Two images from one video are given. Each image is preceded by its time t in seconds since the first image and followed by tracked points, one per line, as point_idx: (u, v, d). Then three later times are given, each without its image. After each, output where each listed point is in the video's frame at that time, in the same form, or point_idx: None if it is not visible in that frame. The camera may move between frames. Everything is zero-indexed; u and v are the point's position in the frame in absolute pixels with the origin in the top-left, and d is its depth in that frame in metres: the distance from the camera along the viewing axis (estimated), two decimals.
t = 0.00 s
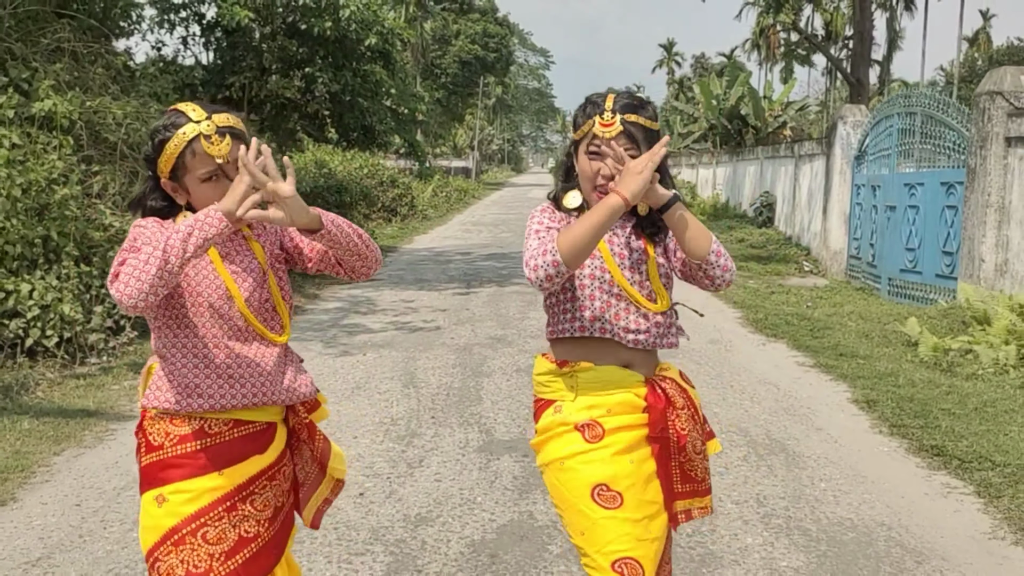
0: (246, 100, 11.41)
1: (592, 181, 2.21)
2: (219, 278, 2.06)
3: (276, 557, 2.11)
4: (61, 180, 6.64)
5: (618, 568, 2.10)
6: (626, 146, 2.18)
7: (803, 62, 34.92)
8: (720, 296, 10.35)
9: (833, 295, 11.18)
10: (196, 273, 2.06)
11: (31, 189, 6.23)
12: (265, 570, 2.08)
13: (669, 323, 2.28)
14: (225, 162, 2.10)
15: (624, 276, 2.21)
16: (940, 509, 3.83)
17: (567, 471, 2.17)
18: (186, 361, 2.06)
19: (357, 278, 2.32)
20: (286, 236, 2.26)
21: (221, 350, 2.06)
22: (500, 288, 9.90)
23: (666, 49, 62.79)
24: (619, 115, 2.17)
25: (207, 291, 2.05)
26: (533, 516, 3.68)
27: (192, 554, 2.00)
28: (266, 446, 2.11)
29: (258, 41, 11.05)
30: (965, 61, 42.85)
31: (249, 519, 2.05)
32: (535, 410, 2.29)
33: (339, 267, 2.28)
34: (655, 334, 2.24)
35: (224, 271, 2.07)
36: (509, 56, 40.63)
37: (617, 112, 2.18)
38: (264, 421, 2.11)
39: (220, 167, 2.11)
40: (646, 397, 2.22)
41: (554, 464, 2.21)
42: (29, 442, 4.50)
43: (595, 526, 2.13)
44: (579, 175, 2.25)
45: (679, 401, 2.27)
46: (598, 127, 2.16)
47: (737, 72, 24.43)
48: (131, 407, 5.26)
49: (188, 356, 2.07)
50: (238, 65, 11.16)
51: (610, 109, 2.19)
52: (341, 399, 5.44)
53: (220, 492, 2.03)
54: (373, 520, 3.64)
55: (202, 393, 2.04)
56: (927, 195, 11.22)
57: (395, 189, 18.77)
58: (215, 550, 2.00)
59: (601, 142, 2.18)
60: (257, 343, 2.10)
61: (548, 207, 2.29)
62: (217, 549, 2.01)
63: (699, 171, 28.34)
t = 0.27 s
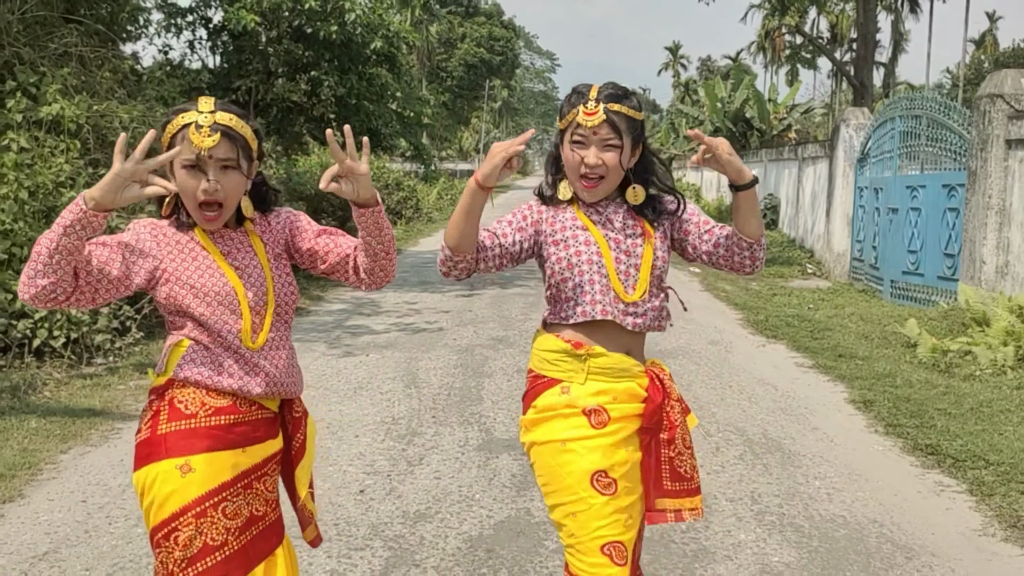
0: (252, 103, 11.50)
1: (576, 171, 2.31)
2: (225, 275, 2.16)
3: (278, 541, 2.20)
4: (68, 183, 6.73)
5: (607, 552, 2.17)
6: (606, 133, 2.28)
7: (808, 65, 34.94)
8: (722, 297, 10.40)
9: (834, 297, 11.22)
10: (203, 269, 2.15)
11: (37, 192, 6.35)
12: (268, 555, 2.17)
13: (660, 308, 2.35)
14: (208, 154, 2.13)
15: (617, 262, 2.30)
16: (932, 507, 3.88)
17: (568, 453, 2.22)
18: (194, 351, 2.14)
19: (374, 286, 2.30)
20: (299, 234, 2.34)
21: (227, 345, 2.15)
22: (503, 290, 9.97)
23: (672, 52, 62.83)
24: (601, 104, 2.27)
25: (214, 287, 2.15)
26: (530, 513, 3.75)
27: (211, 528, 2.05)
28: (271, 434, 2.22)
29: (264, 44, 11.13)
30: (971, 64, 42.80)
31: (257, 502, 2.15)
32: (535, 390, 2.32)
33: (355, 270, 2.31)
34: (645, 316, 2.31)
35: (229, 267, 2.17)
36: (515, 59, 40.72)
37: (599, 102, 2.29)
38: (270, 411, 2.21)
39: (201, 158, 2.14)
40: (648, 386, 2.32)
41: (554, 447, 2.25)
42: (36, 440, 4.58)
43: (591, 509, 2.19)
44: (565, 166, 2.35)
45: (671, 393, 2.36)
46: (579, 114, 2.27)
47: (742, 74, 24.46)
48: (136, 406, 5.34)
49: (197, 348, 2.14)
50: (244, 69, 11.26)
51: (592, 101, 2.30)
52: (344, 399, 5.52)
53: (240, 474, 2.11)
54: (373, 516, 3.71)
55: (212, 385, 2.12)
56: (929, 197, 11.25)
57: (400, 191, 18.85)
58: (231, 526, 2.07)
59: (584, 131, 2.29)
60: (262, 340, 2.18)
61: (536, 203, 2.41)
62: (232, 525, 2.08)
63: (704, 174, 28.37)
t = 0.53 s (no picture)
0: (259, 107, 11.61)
1: (573, 188, 2.38)
2: (222, 281, 2.23)
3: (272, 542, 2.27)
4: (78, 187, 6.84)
5: (602, 555, 2.24)
6: (599, 151, 2.35)
7: (815, 65, 34.96)
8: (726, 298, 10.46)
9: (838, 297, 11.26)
10: (203, 275, 2.23)
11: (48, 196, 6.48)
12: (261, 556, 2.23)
13: (634, 332, 2.44)
14: (228, 157, 2.23)
15: (599, 281, 2.39)
16: (928, 502, 3.94)
17: (552, 471, 2.33)
18: (188, 359, 2.22)
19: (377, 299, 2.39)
20: (307, 246, 2.40)
21: (221, 351, 2.21)
22: (508, 291, 10.05)
23: (679, 53, 62.88)
24: (594, 127, 2.34)
25: (208, 297, 2.22)
26: (530, 508, 3.83)
27: (195, 537, 2.15)
28: (263, 437, 2.27)
29: (271, 48, 11.14)
30: (978, 64, 42.71)
31: (246, 506, 2.21)
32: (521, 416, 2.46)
33: (364, 279, 2.38)
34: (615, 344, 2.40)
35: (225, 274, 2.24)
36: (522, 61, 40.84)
37: (593, 123, 2.35)
38: (260, 416, 2.26)
39: (221, 160, 2.23)
40: (620, 397, 2.37)
41: (541, 468, 2.37)
42: (48, 439, 4.68)
43: (579, 519, 2.28)
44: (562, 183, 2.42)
45: (648, 401, 2.38)
46: (573, 135, 2.33)
47: (748, 75, 24.51)
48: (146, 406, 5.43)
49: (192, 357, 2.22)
50: (251, 73, 11.32)
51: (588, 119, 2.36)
52: (350, 398, 5.60)
53: (224, 482, 2.18)
54: (377, 512, 3.79)
55: (208, 390, 2.19)
56: (933, 197, 11.28)
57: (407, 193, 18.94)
58: (215, 533, 2.16)
59: (578, 149, 2.35)
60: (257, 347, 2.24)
61: (531, 220, 2.49)
62: (218, 531, 2.16)
63: (710, 175, 28.42)
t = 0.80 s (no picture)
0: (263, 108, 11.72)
1: (559, 177, 2.48)
2: (225, 271, 2.31)
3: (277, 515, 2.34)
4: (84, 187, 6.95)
5: (568, 520, 2.35)
6: (584, 141, 2.45)
7: (818, 65, 35.01)
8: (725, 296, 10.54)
9: (838, 295, 11.33)
10: (207, 267, 2.31)
11: (54, 196, 6.57)
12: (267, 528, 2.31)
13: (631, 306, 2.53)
14: (228, 152, 2.31)
15: (587, 265, 2.47)
16: (915, 493, 4.03)
17: (533, 430, 2.41)
18: (198, 341, 2.30)
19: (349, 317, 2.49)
20: (302, 245, 2.50)
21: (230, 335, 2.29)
22: (509, 289, 10.15)
23: (683, 53, 62.96)
24: (578, 117, 2.43)
25: (216, 281, 2.30)
26: (525, 498, 3.92)
27: (206, 503, 2.21)
28: (269, 414, 2.35)
29: (276, 49, 11.23)
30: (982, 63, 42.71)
31: (254, 478, 2.28)
32: (509, 372, 2.52)
33: (340, 293, 2.48)
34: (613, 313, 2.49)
35: (229, 265, 2.32)
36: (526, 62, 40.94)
37: (576, 114, 2.45)
38: (267, 394, 2.34)
39: (221, 155, 2.32)
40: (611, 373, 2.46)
41: (520, 424, 2.45)
42: (55, 432, 4.79)
43: (552, 482, 2.37)
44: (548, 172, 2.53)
45: (638, 376, 2.50)
46: (559, 125, 2.43)
47: (752, 75, 24.57)
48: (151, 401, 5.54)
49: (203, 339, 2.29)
50: (255, 74, 11.42)
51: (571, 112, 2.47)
52: (351, 394, 5.70)
53: (234, 455, 2.25)
54: (375, 501, 3.89)
55: (220, 370, 2.27)
56: (932, 195, 11.35)
57: (410, 194, 19.06)
58: (225, 501, 2.23)
59: (564, 139, 2.46)
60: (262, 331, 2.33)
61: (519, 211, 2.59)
62: (227, 501, 2.23)
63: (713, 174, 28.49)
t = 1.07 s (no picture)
0: (268, 105, 11.83)
1: (548, 172, 2.52)
2: (235, 259, 2.40)
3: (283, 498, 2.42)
4: (91, 184, 7.07)
5: (579, 520, 2.37)
6: (570, 135, 2.50)
7: (822, 62, 35.03)
8: (725, 292, 10.63)
9: (837, 292, 11.40)
10: (218, 256, 2.40)
11: (62, 193, 6.66)
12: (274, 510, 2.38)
13: (605, 320, 2.55)
14: (233, 152, 2.40)
15: (568, 275, 2.48)
16: (902, 483, 4.13)
17: (530, 446, 2.44)
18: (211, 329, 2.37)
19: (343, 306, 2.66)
20: (310, 245, 2.60)
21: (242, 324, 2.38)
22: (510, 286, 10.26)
23: (687, 50, 63.13)
24: (564, 112, 2.50)
25: (228, 272, 2.39)
26: (520, 488, 4.02)
27: (218, 486, 2.27)
28: (276, 400, 2.44)
29: (280, 47, 11.38)
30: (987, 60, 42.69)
31: (264, 463, 2.37)
32: (501, 390, 2.55)
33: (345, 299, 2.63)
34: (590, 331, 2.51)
35: (241, 255, 2.42)
36: (530, 59, 41.06)
37: (562, 109, 2.51)
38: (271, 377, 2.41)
39: (227, 155, 2.41)
40: (595, 376, 2.47)
41: (519, 442, 2.48)
42: (63, 425, 4.91)
43: (557, 489, 2.39)
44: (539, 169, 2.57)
45: (621, 382, 2.50)
46: (544, 120, 2.50)
47: (755, 72, 24.66)
48: (157, 395, 5.66)
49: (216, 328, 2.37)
50: (260, 72, 11.56)
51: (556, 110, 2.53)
52: (352, 388, 5.81)
53: (247, 438, 2.34)
54: (375, 491, 4.00)
55: (233, 356, 2.35)
56: (931, 192, 11.41)
57: (413, 191, 19.18)
58: (237, 484, 2.29)
59: (549, 135, 2.51)
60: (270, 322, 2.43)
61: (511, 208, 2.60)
62: (238, 482, 2.30)
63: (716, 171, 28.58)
